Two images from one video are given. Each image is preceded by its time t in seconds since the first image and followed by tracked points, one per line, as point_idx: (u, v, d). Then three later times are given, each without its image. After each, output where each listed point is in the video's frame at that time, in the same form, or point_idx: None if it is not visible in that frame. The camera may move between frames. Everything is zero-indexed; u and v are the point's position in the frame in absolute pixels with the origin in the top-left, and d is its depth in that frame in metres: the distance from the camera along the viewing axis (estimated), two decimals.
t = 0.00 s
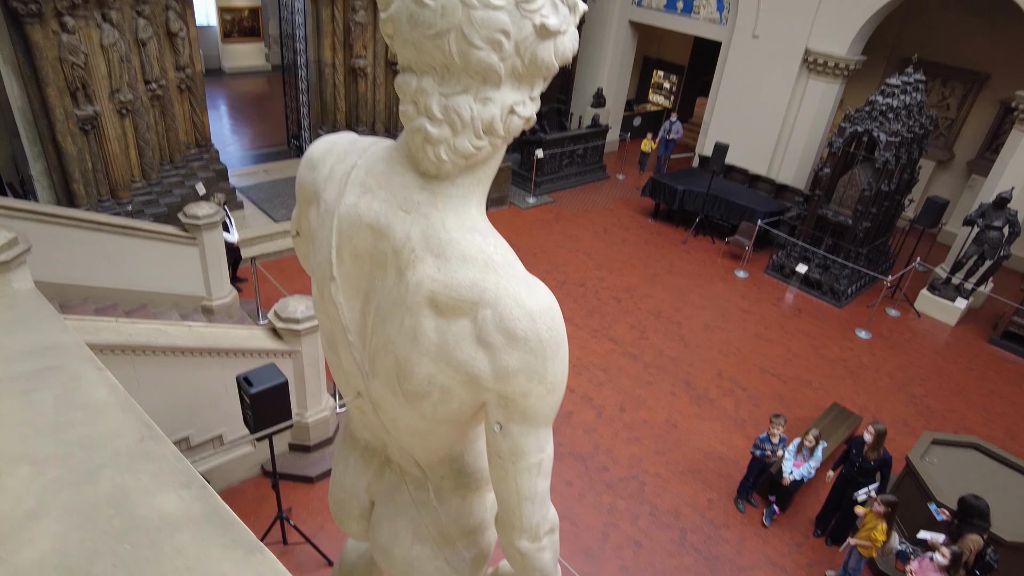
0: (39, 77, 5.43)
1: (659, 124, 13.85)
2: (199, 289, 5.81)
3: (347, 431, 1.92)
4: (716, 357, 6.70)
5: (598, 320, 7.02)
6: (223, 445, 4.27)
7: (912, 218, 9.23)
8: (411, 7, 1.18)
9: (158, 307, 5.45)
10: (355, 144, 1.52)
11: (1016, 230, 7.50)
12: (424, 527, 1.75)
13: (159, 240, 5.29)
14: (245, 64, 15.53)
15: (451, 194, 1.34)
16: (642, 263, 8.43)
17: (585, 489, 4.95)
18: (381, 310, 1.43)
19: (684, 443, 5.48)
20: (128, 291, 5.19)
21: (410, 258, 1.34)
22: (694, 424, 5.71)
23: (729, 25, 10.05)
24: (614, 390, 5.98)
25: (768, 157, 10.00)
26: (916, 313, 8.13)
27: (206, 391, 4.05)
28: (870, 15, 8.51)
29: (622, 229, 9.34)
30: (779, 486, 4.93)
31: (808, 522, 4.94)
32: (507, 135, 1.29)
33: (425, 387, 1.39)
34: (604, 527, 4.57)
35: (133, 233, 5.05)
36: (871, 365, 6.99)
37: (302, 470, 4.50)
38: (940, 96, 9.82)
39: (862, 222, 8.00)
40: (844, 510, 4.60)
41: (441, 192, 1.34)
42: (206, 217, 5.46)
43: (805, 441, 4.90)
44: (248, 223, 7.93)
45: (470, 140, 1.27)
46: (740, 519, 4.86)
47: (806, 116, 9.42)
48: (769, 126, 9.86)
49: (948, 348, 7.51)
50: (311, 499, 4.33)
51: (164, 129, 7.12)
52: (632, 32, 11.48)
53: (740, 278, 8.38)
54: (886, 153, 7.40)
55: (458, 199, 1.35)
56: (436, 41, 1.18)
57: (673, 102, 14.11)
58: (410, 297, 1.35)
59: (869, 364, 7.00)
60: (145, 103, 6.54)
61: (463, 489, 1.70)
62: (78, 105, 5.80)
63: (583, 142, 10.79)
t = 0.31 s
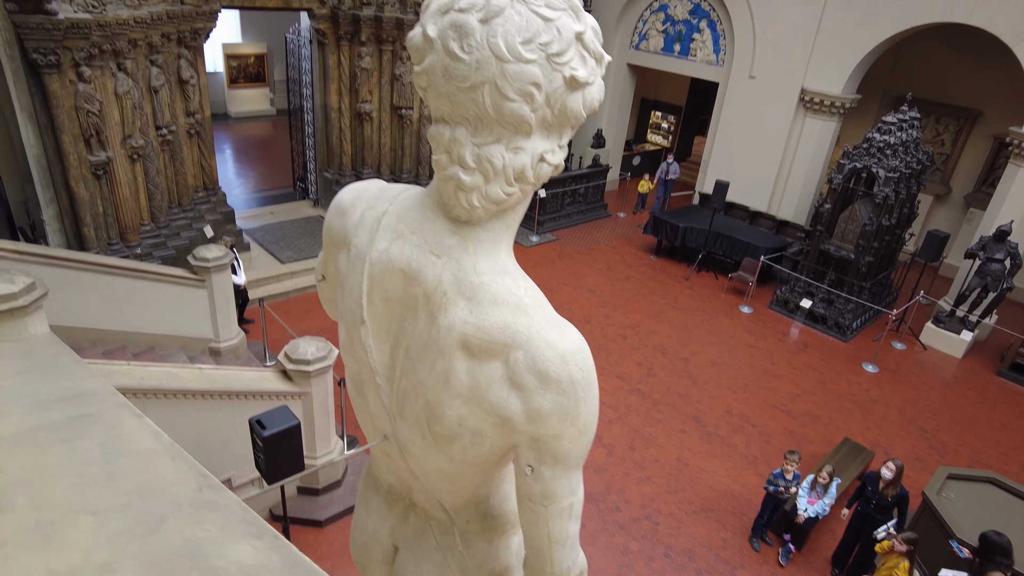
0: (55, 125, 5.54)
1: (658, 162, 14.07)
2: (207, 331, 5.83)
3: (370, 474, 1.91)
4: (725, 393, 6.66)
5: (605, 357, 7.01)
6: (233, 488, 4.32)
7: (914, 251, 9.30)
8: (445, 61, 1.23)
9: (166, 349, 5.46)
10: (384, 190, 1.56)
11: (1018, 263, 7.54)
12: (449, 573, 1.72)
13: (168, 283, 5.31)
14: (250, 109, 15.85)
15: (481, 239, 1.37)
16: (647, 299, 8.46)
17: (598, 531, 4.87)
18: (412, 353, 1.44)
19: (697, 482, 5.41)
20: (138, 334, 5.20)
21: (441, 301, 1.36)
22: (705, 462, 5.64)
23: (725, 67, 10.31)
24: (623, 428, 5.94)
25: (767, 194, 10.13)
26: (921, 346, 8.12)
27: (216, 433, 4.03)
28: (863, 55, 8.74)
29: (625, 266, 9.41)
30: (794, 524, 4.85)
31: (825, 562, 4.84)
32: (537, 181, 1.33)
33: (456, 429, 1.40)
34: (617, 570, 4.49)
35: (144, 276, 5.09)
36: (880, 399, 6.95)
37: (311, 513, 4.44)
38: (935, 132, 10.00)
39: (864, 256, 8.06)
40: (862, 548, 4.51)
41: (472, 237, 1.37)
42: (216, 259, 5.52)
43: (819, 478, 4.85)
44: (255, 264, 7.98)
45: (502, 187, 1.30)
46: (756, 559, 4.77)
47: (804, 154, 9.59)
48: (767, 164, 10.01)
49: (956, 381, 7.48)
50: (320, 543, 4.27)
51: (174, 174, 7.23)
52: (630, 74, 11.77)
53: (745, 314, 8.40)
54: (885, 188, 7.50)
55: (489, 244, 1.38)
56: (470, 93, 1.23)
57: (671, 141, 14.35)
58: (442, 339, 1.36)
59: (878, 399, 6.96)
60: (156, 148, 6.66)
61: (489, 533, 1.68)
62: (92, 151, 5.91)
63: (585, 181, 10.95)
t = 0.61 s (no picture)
0: (63, 159, 5.60)
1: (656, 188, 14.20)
2: (212, 362, 5.82)
3: (392, 505, 1.90)
4: (732, 417, 6.64)
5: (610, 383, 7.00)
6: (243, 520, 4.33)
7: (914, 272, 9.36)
8: (475, 97, 1.26)
9: (171, 381, 5.43)
10: (409, 223, 1.59)
11: (1018, 281, 7.58)
12: None
13: (174, 314, 5.30)
14: (251, 140, 16.01)
15: (510, 269, 1.39)
16: (650, 324, 8.48)
17: (609, 559, 4.81)
18: (440, 382, 1.45)
19: (707, 507, 5.36)
20: (143, 366, 5.18)
21: (470, 330, 1.38)
22: (715, 487, 5.60)
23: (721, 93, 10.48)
24: (631, 454, 5.90)
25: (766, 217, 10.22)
26: (925, 366, 8.12)
27: (224, 466, 4.01)
28: (856, 80, 8.91)
29: (627, 291, 9.44)
30: (807, 549, 4.80)
31: None
32: (564, 213, 1.36)
33: (486, 459, 1.40)
34: None
35: (150, 308, 5.08)
36: (887, 420, 6.93)
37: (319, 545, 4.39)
38: (929, 154, 10.14)
39: (865, 277, 8.11)
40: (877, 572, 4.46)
41: (500, 266, 1.39)
42: (222, 290, 5.51)
43: (831, 501, 4.81)
44: (258, 294, 8.01)
45: (530, 218, 1.33)
46: None
47: (802, 177, 9.71)
48: (765, 187, 10.13)
49: (962, 401, 7.46)
50: None
51: (179, 206, 7.28)
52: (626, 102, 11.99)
53: (748, 336, 8.42)
54: (884, 210, 7.57)
55: (517, 273, 1.40)
56: (500, 128, 1.26)
57: (669, 167, 14.51)
58: (471, 368, 1.37)
59: (885, 420, 6.93)
60: (161, 180, 6.72)
61: (515, 563, 1.67)
62: (99, 184, 5.96)
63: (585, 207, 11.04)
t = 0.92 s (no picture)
0: (63, 186, 5.60)
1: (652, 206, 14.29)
2: (213, 388, 5.76)
3: (408, 531, 1.86)
4: (736, 434, 6.60)
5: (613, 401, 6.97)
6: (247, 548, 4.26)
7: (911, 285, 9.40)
8: (498, 118, 1.27)
9: (171, 407, 5.37)
10: (428, 244, 1.58)
11: (1015, 293, 7.62)
12: None
13: (174, 339, 5.25)
14: (246, 165, 16.04)
15: (533, 289, 1.39)
16: (650, 342, 8.46)
17: None
18: (463, 405, 1.44)
19: (714, 526, 5.31)
20: (143, 392, 5.12)
21: (495, 351, 1.37)
22: (722, 505, 5.55)
23: (714, 112, 10.61)
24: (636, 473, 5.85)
25: (763, 233, 10.28)
26: (926, 379, 8.12)
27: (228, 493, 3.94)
28: (848, 98, 9.03)
29: (626, 309, 9.44)
30: (818, 567, 4.75)
31: None
32: (587, 232, 1.36)
33: (512, 482, 1.38)
34: None
35: (150, 333, 5.02)
36: (891, 434, 6.90)
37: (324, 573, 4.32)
38: (922, 169, 10.25)
39: (864, 292, 8.14)
40: None
41: (523, 286, 1.39)
42: (222, 315, 5.47)
43: (841, 517, 4.76)
44: (257, 318, 7.98)
45: (553, 237, 1.33)
46: None
47: (797, 193, 9.79)
48: (761, 204, 10.20)
49: (964, 413, 7.45)
50: None
51: (177, 230, 7.26)
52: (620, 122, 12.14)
53: (749, 353, 8.41)
54: (880, 225, 7.61)
55: (540, 293, 1.40)
56: (524, 149, 1.26)
57: (663, 185, 14.62)
58: (496, 391, 1.36)
59: (889, 434, 6.91)
60: (160, 206, 6.71)
61: None
62: (98, 211, 5.94)
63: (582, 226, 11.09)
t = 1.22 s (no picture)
0: (58, 205, 5.54)
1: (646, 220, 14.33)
2: (210, 408, 5.67)
3: (422, 551, 1.80)
4: (739, 446, 6.55)
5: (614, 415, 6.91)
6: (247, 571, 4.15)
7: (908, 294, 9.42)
8: (520, 120, 1.24)
9: (168, 428, 5.28)
10: (444, 252, 1.54)
11: (1013, 300, 7.63)
12: None
13: (171, 359, 5.15)
14: (240, 184, 15.99)
15: (556, 296, 1.35)
16: (650, 354, 8.43)
17: None
18: (483, 418, 1.39)
19: (722, 539, 5.24)
20: (139, 413, 5.02)
21: (518, 361, 1.32)
22: (728, 518, 5.48)
23: (708, 125, 10.69)
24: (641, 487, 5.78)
25: (759, 245, 10.30)
26: (927, 388, 8.10)
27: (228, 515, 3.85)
28: (840, 109, 9.11)
29: (624, 322, 9.41)
30: None
31: None
32: (611, 236, 1.32)
33: (537, 498, 1.33)
34: None
35: (146, 353, 4.93)
36: (894, 443, 6.86)
37: None
38: (915, 178, 10.33)
39: (863, 301, 8.14)
40: None
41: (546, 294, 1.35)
42: (220, 333, 5.38)
43: (850, 528, 4.68)
44: (253, 336, 7.89)
45: (577, 242, 1.29)
46: None
47: (793, 204, 9.83)
48: (757, 215, 10.24)
49: (966, 421, 7.42)
50: None
51: (172, 249, 7.20)
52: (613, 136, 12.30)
53: (749, 364, 8.38)
54: (877, 233, 7.67)
55: (563, 300, 1.36)
56: (547, 151, 1.23)
57: (657, 199, 14.69)
58: (520, 402, 1.31)
59: (892, 443, 6.87)
60: (155, 224, 6.65)
61: None
62: (93, 230, 5.88)
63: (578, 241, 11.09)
